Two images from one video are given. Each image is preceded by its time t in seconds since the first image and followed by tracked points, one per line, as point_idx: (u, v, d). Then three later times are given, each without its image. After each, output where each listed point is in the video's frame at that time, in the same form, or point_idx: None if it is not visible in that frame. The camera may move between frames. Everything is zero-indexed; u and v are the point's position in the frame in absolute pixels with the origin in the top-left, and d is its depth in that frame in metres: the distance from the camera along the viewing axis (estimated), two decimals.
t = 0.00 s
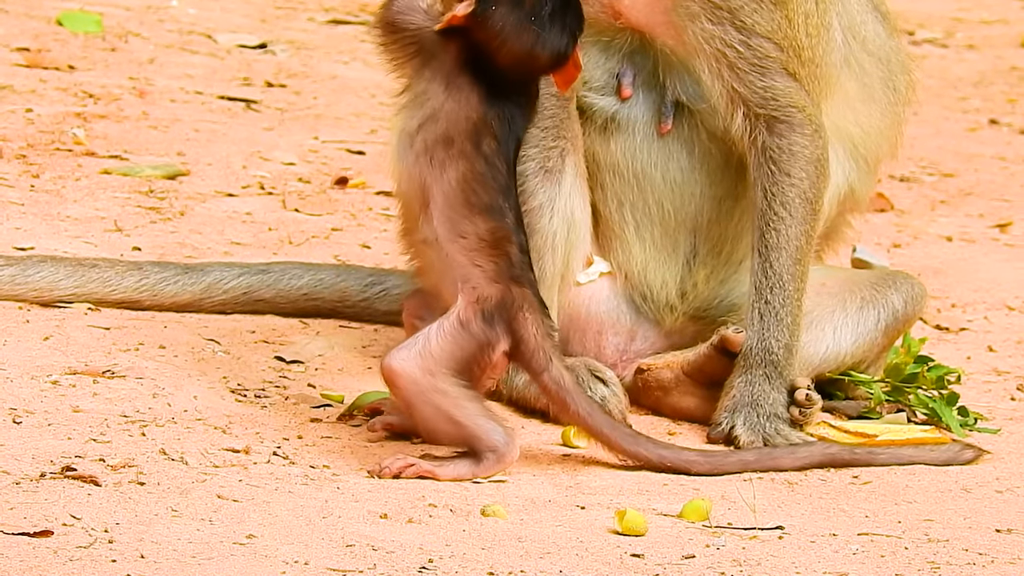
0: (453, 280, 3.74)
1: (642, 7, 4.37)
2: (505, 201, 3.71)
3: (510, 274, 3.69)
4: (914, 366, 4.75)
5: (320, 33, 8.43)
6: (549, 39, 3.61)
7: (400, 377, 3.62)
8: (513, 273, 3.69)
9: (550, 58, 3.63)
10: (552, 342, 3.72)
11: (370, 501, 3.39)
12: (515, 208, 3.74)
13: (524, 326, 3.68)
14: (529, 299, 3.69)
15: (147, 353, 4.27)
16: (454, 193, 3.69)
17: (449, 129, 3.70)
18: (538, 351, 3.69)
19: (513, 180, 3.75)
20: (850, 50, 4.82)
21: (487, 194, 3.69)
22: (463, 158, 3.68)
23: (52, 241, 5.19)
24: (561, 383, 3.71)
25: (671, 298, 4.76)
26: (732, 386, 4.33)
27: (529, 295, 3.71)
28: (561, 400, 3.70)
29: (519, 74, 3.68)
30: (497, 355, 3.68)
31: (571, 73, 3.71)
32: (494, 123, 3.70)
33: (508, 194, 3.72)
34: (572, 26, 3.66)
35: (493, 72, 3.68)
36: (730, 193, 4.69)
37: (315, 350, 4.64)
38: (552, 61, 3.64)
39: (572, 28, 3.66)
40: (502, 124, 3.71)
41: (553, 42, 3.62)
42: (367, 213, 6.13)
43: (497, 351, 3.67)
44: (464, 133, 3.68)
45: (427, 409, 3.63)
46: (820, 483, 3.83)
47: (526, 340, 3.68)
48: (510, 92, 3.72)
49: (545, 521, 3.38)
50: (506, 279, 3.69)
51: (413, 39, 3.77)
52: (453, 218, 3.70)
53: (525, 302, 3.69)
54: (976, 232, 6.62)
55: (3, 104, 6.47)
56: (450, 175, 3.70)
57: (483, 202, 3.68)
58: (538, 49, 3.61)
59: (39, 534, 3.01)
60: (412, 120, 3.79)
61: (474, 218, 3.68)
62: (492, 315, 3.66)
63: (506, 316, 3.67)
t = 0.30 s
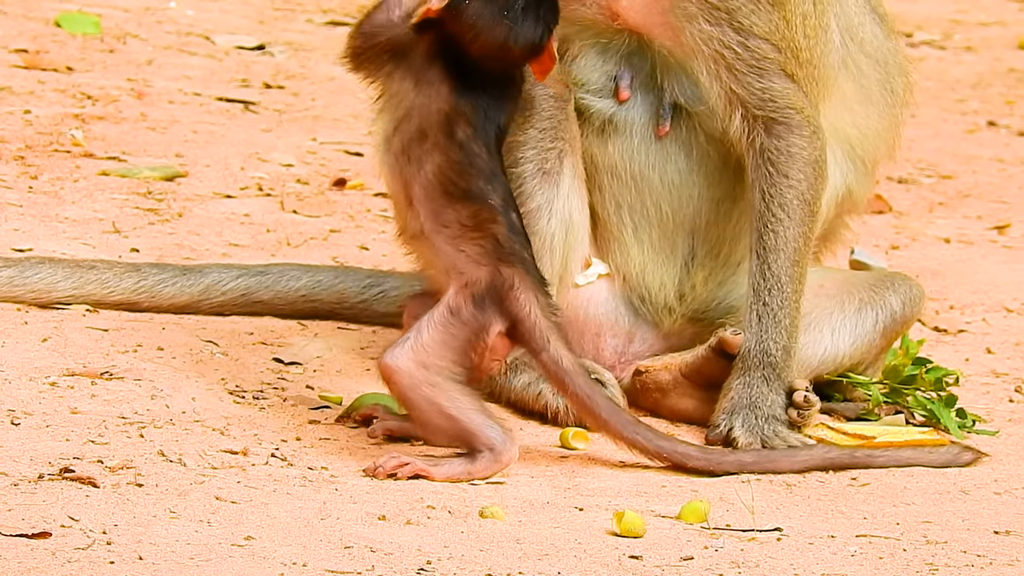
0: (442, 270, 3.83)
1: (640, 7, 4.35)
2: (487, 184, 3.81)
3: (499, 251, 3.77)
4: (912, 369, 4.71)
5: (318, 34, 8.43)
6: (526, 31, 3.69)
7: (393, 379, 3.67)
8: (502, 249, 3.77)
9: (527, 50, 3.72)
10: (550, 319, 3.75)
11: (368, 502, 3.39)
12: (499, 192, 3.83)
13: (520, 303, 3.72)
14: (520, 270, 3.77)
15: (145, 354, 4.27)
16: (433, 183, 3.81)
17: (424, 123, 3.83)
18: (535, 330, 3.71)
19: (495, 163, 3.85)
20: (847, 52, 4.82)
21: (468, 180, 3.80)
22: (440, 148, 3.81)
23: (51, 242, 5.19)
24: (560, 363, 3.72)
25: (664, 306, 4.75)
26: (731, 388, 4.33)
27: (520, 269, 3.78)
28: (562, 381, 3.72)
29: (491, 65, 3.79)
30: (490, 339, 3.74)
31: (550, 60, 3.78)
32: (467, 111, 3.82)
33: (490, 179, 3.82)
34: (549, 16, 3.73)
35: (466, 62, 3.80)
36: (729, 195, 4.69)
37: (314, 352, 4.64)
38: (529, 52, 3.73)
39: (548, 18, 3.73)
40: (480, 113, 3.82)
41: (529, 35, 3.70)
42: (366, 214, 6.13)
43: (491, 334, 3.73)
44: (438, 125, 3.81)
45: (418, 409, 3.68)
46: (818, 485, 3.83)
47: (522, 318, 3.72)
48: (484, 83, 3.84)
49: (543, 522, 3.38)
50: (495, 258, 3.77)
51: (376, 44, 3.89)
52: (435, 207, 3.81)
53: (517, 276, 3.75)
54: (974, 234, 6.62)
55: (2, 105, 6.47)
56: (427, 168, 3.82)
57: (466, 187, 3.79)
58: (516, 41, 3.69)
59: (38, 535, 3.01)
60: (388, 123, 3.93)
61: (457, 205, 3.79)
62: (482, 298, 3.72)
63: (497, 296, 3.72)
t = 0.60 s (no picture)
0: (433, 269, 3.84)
1: None
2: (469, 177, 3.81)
3: (485, 244, 3.77)
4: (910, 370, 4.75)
5: (318, 35, 8.44)
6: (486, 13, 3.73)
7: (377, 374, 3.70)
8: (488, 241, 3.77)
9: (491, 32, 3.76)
10: (546, 307, 3.78)
11: (367, 504, 3.39)
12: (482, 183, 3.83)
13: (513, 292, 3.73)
14: (508, 257, 3.77)
15: (144, 356, 4.27)
16: (414, 184, 3.82)
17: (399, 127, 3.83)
18: (530, 320, 3.74)
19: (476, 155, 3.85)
20: (845, 56, 4.84)
21: (450, 175, 3.79)
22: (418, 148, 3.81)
23: (50, 244, 5.19)
24: (558, 352, 3.75)
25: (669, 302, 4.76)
26: (729, 389, 4.33)
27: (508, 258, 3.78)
28: (560, 371, 3.75)
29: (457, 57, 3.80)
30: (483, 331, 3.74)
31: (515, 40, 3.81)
32: (439, 107, 3.82)
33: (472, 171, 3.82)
34: None
35: (432, 58, 3.80)
36: (725, 194, 4.69)
37: (312, 353, 4.64)
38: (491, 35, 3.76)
39: None
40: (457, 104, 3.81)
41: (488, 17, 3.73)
42: (365, 216, 6.13)
43: (483, 326, 3.73)
44: (412, 126, 3.82)
45: (406, 402, 3.72)
46: (816, 487, 3.83)
47: (516, 308, 3.73)
48: (454, 77, 3.84)
49: (542, 524, 3.38)
50: (481, 250, 3.77)
51: (333, 71, 3.88)
52: (419, 208, 3.82)
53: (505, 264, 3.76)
54: (973, 236, 6.63)
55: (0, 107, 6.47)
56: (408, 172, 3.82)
57: (448, 183, 3.79)
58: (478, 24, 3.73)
59: (36, 537, 3.01)
60: (363, 134, 3.94)
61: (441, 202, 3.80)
62: (472, 292, 3.73)
63: (489, 287, 3.73)
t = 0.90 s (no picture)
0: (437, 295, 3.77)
1: (644, 5, 4.39)
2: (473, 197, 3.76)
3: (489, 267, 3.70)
4: (908, 371, 4.75)
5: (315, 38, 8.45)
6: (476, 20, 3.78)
7: (348, 356, 3.66)
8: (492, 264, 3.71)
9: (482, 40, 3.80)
10: (550, 331, 3.74)
11: (365, 507, 3.39)
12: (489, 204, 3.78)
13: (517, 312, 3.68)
14: (512, 279, 3.70)
15: (141, 359, 4.27)
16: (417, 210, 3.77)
17: (399, 153, 3.78)
18: (534, 342, 3.69)
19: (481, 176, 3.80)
20: (848, 59, 4.84)
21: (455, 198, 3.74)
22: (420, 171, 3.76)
23: (46, 248, 5.18)
24: (561, 375, 3.72)
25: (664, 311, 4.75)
26: (727, 390, 4.32)
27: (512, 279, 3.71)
28: (564, 393, 3.73)
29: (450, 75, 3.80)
30: (479, 355, 3.68)
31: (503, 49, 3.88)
32: (438, 128, 3.77)
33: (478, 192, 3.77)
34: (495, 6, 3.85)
35: (424, 80, 3.79)
36: (727, 197, 4.69)
37: (309, 356, 4.63)
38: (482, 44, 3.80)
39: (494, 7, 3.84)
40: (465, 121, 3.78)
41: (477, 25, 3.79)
42: (362, 218, 6.14)
43: (482, 350, 3.67)
44: (412, 151, 3.77)
45: (373, 390, 3.68)
46: (815, 488, 3.83)
47: (520, 332, 3.68)
48: (450, 98, 3.81)
49: (540, 526, 3.38)
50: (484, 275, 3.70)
51: (317, 109, 3.82)
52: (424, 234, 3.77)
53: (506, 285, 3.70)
54: (970, 237, 6.63)
55: None
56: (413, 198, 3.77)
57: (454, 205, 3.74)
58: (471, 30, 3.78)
59: (34, 540, 3.00)
60: (360, 165, 3.87)
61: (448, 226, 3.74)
62: (473, 314, 3.67)
63: (492, 310, 3.67)
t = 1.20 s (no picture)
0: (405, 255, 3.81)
1: (644, 11, 4.40)
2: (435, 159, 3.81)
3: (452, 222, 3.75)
4: (908, 377, 4.75)
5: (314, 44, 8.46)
6: None
7: (328, 351, 3.72)
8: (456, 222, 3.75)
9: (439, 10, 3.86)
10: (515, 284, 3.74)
11: (365, 512, 3.39)
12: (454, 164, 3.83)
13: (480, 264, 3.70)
14: (472, 233, 3.73)
15: (141, 364, 4.27)
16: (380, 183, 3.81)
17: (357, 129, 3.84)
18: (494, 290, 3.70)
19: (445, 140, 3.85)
20: (851, 66, 4.84)
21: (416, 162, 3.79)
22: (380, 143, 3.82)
23: (46, 253, 5.18)
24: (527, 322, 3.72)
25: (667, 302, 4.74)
26: (728, 394, 4.32)
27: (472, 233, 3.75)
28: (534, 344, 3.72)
29: (404, 42, 3.85)
30: (443, 306, 3.69)
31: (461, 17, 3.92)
32: (402, 87, 3.84)
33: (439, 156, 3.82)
34: None
35: (387, 43, 3.85)
36: (729, 203, 4.69)
37: (309, 361, 4.63)
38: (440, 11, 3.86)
39: None
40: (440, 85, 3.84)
41: None
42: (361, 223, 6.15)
43: (446, 303, 3.68)
44: (376, 111, 3.82)
45: (357, 381, 3.71)
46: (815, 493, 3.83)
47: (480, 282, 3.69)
48: (411, 60, 3.88)
49: (540, 531, 3.38)
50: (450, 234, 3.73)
51: (276, 85, 3.94)
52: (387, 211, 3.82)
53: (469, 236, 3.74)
54: (969, 241, 6.63)
55: None
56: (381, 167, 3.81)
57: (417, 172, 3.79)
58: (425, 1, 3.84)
59: (34, 545, 3.00)
60: (328, 133, 3.92)
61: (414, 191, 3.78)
62: (433, 270, 3.69)
63: (452, 261, 3.69)
